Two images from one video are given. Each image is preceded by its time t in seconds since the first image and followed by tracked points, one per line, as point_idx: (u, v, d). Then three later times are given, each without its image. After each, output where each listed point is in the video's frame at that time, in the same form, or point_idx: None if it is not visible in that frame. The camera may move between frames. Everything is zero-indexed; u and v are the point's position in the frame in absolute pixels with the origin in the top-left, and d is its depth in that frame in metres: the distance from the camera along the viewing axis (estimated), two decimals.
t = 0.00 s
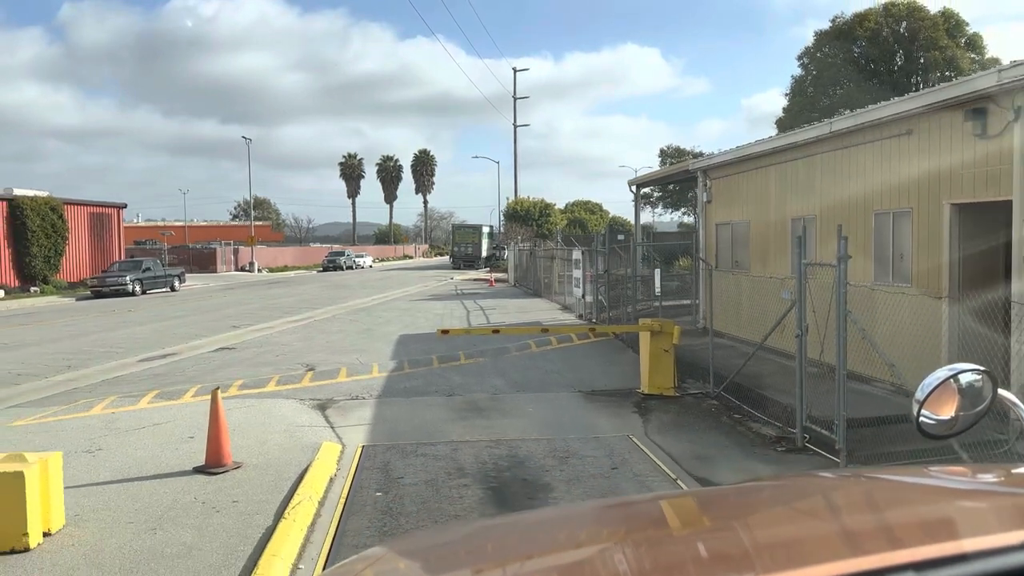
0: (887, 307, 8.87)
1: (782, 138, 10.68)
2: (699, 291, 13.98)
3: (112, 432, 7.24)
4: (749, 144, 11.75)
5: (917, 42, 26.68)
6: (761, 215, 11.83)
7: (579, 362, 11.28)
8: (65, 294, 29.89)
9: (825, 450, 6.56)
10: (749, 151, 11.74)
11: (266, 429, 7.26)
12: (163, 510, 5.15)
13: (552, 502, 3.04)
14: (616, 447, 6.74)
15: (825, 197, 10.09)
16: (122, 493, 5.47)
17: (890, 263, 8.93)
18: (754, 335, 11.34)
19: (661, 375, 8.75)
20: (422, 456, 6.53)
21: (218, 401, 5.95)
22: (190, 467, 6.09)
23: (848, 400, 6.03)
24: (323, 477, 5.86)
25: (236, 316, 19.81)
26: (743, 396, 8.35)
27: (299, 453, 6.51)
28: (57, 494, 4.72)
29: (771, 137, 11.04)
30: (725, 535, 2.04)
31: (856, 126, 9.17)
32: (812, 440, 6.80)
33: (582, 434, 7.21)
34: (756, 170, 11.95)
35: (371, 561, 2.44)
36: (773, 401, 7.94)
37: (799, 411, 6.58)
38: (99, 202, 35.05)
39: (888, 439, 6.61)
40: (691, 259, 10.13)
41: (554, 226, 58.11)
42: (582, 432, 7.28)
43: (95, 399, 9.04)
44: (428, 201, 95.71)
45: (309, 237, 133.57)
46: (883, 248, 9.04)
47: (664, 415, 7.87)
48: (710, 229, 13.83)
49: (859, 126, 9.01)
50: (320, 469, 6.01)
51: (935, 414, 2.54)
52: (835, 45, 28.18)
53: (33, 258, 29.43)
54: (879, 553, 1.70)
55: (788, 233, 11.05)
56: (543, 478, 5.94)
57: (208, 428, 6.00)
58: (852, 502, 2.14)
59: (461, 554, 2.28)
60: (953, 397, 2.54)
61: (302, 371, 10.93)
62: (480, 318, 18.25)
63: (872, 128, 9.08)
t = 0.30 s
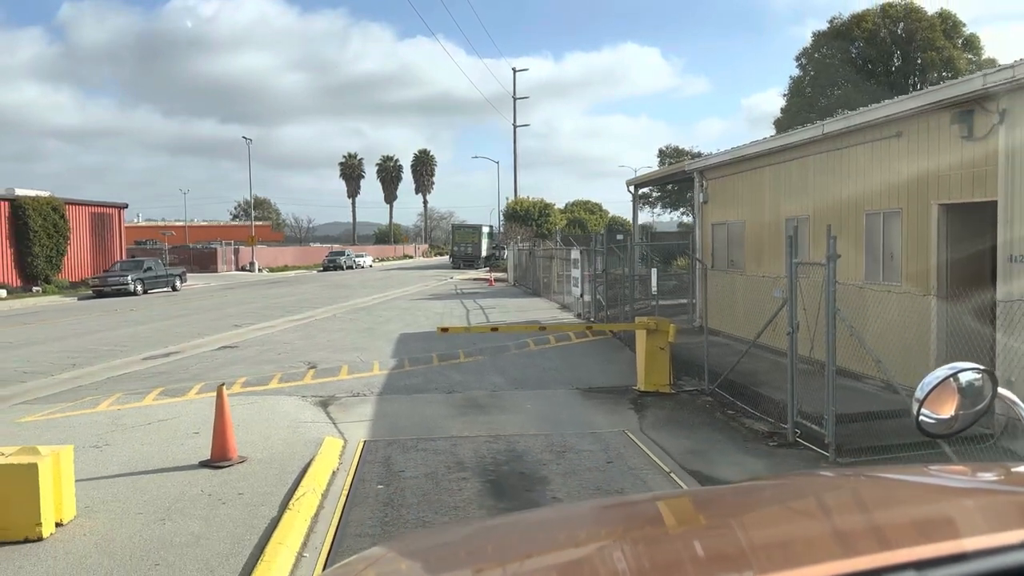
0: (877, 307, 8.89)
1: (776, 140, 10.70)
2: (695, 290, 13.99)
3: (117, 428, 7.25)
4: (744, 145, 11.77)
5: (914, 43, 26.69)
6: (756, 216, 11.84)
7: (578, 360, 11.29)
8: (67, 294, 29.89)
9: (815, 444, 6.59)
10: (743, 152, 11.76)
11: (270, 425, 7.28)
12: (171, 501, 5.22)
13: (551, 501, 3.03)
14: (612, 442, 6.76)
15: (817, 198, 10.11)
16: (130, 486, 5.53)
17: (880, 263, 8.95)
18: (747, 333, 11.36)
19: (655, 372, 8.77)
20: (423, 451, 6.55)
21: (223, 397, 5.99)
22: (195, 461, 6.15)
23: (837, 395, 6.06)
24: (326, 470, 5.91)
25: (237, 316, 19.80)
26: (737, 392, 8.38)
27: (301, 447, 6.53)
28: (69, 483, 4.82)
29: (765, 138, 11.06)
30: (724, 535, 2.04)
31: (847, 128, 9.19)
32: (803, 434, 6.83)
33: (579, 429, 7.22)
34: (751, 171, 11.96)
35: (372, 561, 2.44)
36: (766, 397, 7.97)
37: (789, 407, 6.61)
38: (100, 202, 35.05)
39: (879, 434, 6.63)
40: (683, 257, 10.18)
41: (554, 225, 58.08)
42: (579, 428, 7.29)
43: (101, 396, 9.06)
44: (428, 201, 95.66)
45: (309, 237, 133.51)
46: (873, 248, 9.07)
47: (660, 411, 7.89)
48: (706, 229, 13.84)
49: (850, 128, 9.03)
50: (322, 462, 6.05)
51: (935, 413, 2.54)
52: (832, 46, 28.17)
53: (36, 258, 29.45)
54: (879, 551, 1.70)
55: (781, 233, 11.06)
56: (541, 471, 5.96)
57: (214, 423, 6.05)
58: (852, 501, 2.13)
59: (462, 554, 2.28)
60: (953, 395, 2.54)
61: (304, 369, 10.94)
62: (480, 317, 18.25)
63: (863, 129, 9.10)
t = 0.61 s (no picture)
0: (868, 305, 8.90)
1: (770, 141, 10.70)
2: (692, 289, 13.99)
3: (122, 424, 7.26)
4: (739, 146, 11.76)
5: (911, 44, 26.71)
6: (751, 216, 11.84)
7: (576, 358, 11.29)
8: (69, 293, 29.90)
9: (806, 439, 6.60)
10: (738, 153, 11.76)
11: (273, 421, 7.29)
12: (177, 494, 5.28)
13: (550, 500, 3.03)
14: (608, 437, 6.77)
15: (811, 199, 10.11)
16: (137, 480, 5.57)
17: (871, 262, 8.95)
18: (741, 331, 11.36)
19: (652, 371, 8.77)
20: (423, 445, 6.56)
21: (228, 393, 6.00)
22: (201, 455, 6.18)
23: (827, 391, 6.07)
24: (329, 463, 5.95)
25: (239, 315, 19.81)
26: (731, 389, 8.39)
27: (304, 442, 6.55)
28: (79, 475, 4.91)
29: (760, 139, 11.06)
30: (723, 534, 2.04)
31: (839, 129, 9.19)
32: (795, 430, 6.85)
33: (576, 425, 7.22)
34: (746, 172, 11.95)
35: (373, 559, 2.45)
36: (759, 395, 7.98)
37: (781, 403, 6.62)
38: (101, 202, 35.05)
39: (868, 429, 6.65)
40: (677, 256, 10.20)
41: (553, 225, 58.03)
42: (577, 424, 7.30)
43: (107, 393, 9.07)
44: (427, 201, 95.62)
45: (309, 237, 133.47)
46: (864, 248, 9.07)
47: (656, 408, 7.89)
48: (703, 229, 13.84)
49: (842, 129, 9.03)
50: (325, 456, 6.08)
51: (935, 412, 2.54)
52: (830, 47, 28.15)
53: (37, 258, 29.46)
54: (879, 550, 1.71)
55: (776, 233, 11.07)
56: (538, 465, 5.97)
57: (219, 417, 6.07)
58: (851, 500, 2.13)
59: (462, 554, 2.28)
60: (953, 394, 2.55)
61: (305, 367, 10.95)
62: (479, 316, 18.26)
63: (855, 131, 9.10)
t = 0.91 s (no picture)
0: (859, 305, 8.91)
1: (765, 143, 10.70)
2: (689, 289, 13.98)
3: (128, 420, 7.27)
4: (735, 148, 11.76)
5: (909, 45, 26.74)
6: (746, 216, 11.84)
7: (574, 356, 11.30)
8: (71, 293, 29.91)
9: (798, 434, 6.63)
10: (734, 154, 11.75)
11: (277, 417, 7.30)
12: (184, 486, 5.30)
13: (551, 499, 3.03)
14: (605, 433, 6.78)
15: (805, 199, 10.10)
16: (142, 473, 5.59)
17: (862, 261, 8.95)
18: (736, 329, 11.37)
19: (648, 368, 8.77)
20: (423, 440, 6.57)
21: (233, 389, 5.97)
22: (207, 449, 6.19)
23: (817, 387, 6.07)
24: (333, 456, 5.97)
25: (241, 314, 19.82)
26: (726, 386, 8.40)
27: (307, 437, 6.56)
28: (91, 468, 4.96)
29: (755, 140, 11.06)
30: (720, 533, 2.04)
31: (831, 132, 9.18)
32: (786, 425, 6.88)
33: (573, 421, 7.23)
34: (742, 173, 11.94)
35: (374, 559, 2.45)
36: (753, 392, 7.98)
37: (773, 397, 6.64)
38: (103, 202, 35.01)
39: (860, 425, 6.65)
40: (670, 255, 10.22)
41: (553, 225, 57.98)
42: (575, 420, 7.30)
43: (112, 391, 9.09)
44: (427, 200, 95.60)
45: (309, 237, 133.43)
46: (855, 247, 9.07)
47: (652, 404, 7.89)
48: (699, 229, 13.84)
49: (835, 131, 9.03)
50: (329, 450, 6.09)
51: (935, 411, 2.54)
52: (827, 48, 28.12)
53: (39, 258, 29.44)
54: (880, 550, 1.70)
55: (770, 233, 11.07)
56: (536, 459, 5.98)
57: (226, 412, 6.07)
58: (856, 500, 2.13)
59: (463, 554, 2.28)
60: (953, 393, 2.55)
61: (308, 365, 10.95)
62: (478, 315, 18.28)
63: (846, 133, 9.10)
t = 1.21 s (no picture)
0: (848, 304, 8.94)
1: (758, 145, 10.71)
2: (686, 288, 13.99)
3: (136, 416, 7.28)
4: (728, 149, 11.76)
5: (905, 46, 26.79)
6: (740, 217, 11.85)
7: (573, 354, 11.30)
8: (74, 293, 29.92)
9: (787, 428, 6.65)
10: (728, 155, 11.75)
11: (280, 413, 7.31)
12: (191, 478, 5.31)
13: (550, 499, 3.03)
14: (601, 427, 6.78)
15: (797, 200, 10.12)
16: (148, 466, 5.60)
17: (852, 261, 8.98)
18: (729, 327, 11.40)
19: (643, 364, 8.77)
20: (423, 435, 6.57)
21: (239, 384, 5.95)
22: (214, 444, 6.19)
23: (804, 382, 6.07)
24: (335, 450, 5.98)
25: (242, 313, 19.81)
26: (719, 381, 8.42)
27: (310, 432, 6.56)
28: (104, 459, 4.99)
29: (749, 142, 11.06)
30: (719, 535, 2.04)
31: (821, 134, 9.19)
32: (777, 420, 6.90)
33: (570, 416, 7.23)
34: (736, 174, 11.93)
35: (375, 559, 2.45)
36: (746, 388, 8.00)
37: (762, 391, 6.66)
38: (104, 203, 34.97)
39: (848, 419, 6.66)
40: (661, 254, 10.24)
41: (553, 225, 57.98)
42: (572, 415, 7.31)
43: (117, 388, 9.10)
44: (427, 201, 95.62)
45: (309, 237, 133.40)
46: (845, 247, 9.10)
47: (646, 400, 7.90)
48: (695, 230, 13.84)
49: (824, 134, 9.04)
50: (332, 444, 6.10)
51: (935, 412, 2.54)
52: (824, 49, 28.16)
53: (41, 258, 29.43)
54: (879, 550, 1.71)
55: (762, 233, 11.09)
56: (533, 452, 5.98)
57: (232, 406, 6.07)
58: (858, 501, 2.13)
59: (463, 556, 2.28)
60: (953, 395, 2.55)
61: (310, 363, 10.95)
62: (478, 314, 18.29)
63: (836, 135, 9.10)
